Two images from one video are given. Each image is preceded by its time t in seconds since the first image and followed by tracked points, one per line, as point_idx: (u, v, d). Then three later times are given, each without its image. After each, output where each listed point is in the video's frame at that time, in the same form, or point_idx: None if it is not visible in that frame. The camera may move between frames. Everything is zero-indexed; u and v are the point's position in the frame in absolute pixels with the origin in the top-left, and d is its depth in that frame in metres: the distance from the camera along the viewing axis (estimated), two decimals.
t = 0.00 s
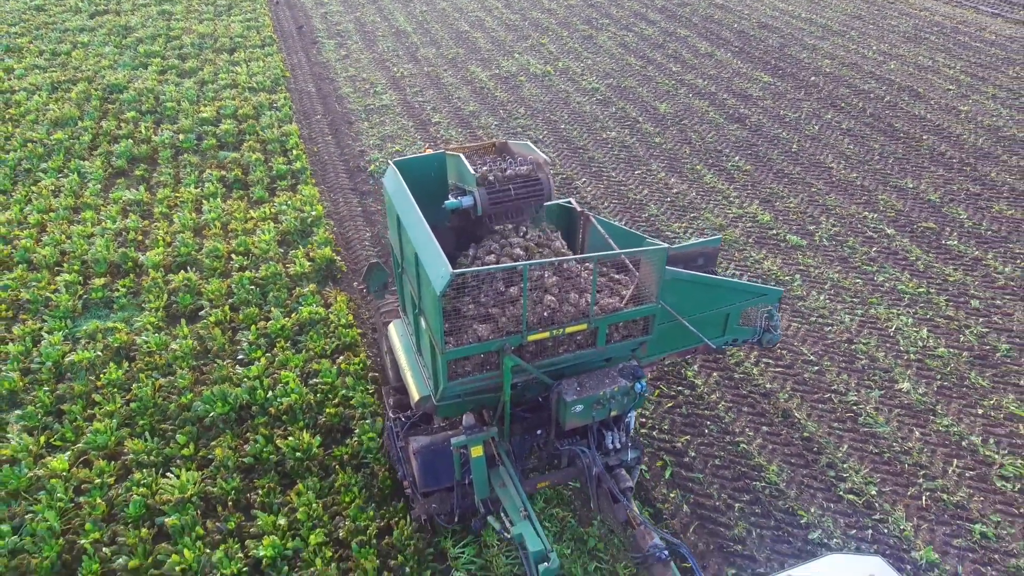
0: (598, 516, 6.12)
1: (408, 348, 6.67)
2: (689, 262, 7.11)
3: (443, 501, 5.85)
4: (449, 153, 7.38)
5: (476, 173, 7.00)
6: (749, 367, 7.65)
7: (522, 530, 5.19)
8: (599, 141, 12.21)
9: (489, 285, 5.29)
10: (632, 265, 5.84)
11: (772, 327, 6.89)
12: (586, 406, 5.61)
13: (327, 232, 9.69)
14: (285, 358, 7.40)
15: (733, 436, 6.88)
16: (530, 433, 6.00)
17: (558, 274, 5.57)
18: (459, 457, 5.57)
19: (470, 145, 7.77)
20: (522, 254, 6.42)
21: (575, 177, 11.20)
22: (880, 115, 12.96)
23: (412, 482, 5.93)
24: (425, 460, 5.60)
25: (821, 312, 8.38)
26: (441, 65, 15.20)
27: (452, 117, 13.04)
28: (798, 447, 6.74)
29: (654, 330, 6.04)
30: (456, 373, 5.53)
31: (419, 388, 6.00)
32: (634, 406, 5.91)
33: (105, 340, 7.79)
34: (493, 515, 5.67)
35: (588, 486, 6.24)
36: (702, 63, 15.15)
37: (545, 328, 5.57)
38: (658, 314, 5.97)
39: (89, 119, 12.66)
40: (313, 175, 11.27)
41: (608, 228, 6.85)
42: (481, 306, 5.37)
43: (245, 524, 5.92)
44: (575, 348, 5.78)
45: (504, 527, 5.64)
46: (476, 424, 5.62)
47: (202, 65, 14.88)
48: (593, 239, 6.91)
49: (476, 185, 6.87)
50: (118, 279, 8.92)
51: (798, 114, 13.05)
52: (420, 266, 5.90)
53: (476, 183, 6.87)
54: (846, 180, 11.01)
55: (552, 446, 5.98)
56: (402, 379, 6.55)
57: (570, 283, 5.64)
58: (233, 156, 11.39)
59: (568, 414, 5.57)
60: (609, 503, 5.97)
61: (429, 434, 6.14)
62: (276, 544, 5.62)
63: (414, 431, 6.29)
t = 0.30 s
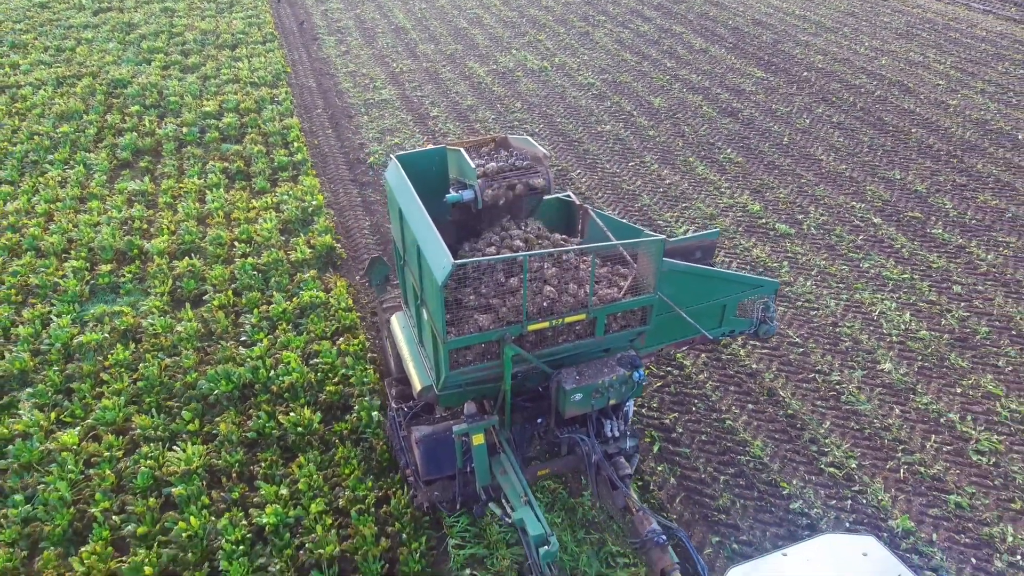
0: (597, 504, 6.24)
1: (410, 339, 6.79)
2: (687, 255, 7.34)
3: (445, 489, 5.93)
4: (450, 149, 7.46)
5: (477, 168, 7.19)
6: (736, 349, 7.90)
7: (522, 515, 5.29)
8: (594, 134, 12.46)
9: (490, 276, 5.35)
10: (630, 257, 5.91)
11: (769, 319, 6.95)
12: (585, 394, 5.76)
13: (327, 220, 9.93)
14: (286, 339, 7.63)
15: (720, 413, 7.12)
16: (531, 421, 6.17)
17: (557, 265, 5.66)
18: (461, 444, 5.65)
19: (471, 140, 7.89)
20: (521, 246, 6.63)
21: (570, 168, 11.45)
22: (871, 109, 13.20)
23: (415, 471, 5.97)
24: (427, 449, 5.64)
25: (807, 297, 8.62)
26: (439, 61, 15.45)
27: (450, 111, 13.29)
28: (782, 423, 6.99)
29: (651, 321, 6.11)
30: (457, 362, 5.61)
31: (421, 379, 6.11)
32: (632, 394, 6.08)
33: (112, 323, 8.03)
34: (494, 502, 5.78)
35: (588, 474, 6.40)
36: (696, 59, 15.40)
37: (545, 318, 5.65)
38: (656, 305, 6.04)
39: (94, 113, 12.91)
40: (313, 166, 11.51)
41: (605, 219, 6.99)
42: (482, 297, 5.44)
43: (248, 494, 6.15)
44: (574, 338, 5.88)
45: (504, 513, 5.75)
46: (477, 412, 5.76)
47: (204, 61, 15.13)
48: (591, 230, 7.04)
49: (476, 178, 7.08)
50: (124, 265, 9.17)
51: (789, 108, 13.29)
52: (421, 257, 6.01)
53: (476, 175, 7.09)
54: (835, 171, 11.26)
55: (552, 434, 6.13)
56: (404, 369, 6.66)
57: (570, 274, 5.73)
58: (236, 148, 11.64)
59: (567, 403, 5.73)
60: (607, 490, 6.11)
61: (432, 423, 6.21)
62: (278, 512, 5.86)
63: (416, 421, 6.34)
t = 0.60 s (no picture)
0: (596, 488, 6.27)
1: (412, 327, 6.92)
2: (684, 246, 7.42)
3: (445, 474, 6.05)
4: (450, 139, 7.66)
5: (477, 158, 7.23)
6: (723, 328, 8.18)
7: (522, 496, 5.32)
8: (589, 125, 12.74)
9: (489, 263, 5.52)
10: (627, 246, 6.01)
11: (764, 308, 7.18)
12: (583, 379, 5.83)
13: (328, 207, 10.22)
14: (289, 319, 7.91)
15: (705, 388, 7.42)
16: (530, 407, 6.29)
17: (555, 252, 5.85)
18: (461, 429, 5.75)
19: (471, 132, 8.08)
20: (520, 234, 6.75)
21: (565, 158, 11.74)
22: (859, 101, 13.49)
23: (417, 457, 6.08)
24: (429, 435, 5.74)
25: (792, 280, 8.91)
26: (438, 56, 15.73)
27: (447, 103, 13.57)
28: (765, 397, 7.28)
29: (648, 307, 6.25)
30: (458, 347, 5.77)
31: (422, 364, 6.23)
32: (629, 380, 6.16)
33: (120, 303, 8.31)
34: (494, 484, 5.82)
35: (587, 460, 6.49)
36: (690, 54, 15.68)
37: (544, 305, 5.81)
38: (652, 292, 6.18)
39: (100, 106, 13.20)
40: (314, 157, 11.80)
41: (604, 211, 7.30)
42: (482, 284, 5.61)
43: (252, 462, 6.43)
44: (573, 324, 6.03)
45: (504, 495, 5.82)
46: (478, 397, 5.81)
47: (207, 55, 15.42)
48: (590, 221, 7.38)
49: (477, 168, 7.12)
50: (131, 250, 9.46)
51: (780, 101, 13.57)
52: (422, 244, 6.13)
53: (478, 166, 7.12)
54: (823, 161, 11.54)
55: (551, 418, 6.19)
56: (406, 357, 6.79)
57: (568, 262, 5.92)
58: (239, 139, 11.92)
59: (566, 388, 5.79)
60: (606, 473, 6.16)
61: (433, 409, 6.33)
62: (281, 477, 6.14)
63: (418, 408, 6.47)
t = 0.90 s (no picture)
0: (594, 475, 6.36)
1: (414, 317, 7.01)
2: (682, 240, 7.47)
3: (446, 460, 6.09)
4: (452, 133, 7.81)
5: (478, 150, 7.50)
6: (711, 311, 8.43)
7: (522, 478, 5.37)
8: (584, 118, 13.00)
9: (490, 253, 5.68)
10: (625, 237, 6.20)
11: (760, 298, 7.22)
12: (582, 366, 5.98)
13: (328, 196, 10.48)
14: (290, 302, 8.17)
15: (692, 366, 7.69)
16: (530, 394, 6.42)
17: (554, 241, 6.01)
18: (462, 414, 5.78)
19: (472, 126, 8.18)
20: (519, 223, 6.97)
21: (560, 150, 11.99)
22: (850, 95, 13.74)
23: (419, 443, 6.10)
24: (430, 420, 5.76)
25: (780, 265, 9.17)
26: (436, 52, 15.99)
27: (445, 97, 13.82)
28: (750, 375, 7.54)
29: (645, 296, 6.43)
30: (460, 335, 5.90)
31: (424, 353, 6.33)
32: (628, 367, 6.26)
33: (126, 287, 8.56)
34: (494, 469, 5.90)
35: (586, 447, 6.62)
36: (685, 49, 15.94)
37: (543, 293, 5.95)
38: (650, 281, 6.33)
39: (104, 99, 13.46)
40: (315, 148, 12.06)
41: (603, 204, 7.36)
42: (482, 273, 5.75)
43: (255, 436, 6.68)
44: (572, 313, 6.18)
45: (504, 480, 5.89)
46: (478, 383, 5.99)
47: (209, 51, 15.68)
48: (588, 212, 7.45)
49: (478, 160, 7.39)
50: (136, 237, 9.71)
51: (772, 95, 13.83)
52: (424, 235, 6.23)
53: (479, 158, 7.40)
54: (812, 153, 11.79)
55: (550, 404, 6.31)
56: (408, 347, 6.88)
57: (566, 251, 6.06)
58: (241, 132, 12.18)
59: (563, 374, 5.91)
60: (603, 459, 6.22)
61: (434, 397, 6.37)
62: (283, 449, 6.39)
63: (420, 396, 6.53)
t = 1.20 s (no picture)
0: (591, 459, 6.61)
1: (415, 306, 7.21)
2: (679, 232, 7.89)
3: (448, 444, 6.34)
4: (455, 125, 7.94)
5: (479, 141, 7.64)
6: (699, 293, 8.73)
7: (522, 460, 5.59)
8: (578, 111, 13.30)
9: (491, 241, 5.91)
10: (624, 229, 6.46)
11: (754, 288, 7.49)
12: (580, 352, 6.29)
13: (328, 184, 10.78)
14: (292, 284, 8.48)
15: (678, 344, 8.01)
16: (530, 380, 6.79)
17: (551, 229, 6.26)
18: (464, 399, 6.02)
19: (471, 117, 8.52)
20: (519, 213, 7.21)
21: (554, 141, 12.28)
22: (838, 89, 14.04)
23: (421, 427, 6.34)
24: (432, 405, 6.00)
25: (765, 250, 9.47)
26: (434, 47, 16.28)
27: (443, 91, 14.12)
28: (734, 353, 7.86)
29: (643, 285, 6.66)
30: (461, 321, 6.14)
31: (426, 340, 6.55)
32: (624, 355, 6.59)
33: (132, 271, 8.86)
34: (494, 452, 6.14)
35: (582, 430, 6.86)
36: (678, 45, 16.23)
37: (542, 281, 6.21)
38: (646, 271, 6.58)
39: (109, 93, 13.75)
40: (315, 140, 12.36)
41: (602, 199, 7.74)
42: (483, 261, 5.98)
43: (258, 408, 6.98)
44: (571, 301, 6.43)
45: (504, 463, 6.09)
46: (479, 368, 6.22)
47: (211, 46, 15.97)
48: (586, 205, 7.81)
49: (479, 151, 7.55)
50: (142, 223, 10.01)
51: (763, 88, 14.12)
52: (428, 226, 6.42)
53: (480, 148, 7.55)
54: (800, 144, 12.08)
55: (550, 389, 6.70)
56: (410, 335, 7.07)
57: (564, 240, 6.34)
58: (243, 124, 12.48)
59: (563, 360, 6.23)
60: (601, 443, 6.55)
61: (436, 383, 6.60)
62: (284, 420, 6.68)
63: (422, 382, 6.76)
